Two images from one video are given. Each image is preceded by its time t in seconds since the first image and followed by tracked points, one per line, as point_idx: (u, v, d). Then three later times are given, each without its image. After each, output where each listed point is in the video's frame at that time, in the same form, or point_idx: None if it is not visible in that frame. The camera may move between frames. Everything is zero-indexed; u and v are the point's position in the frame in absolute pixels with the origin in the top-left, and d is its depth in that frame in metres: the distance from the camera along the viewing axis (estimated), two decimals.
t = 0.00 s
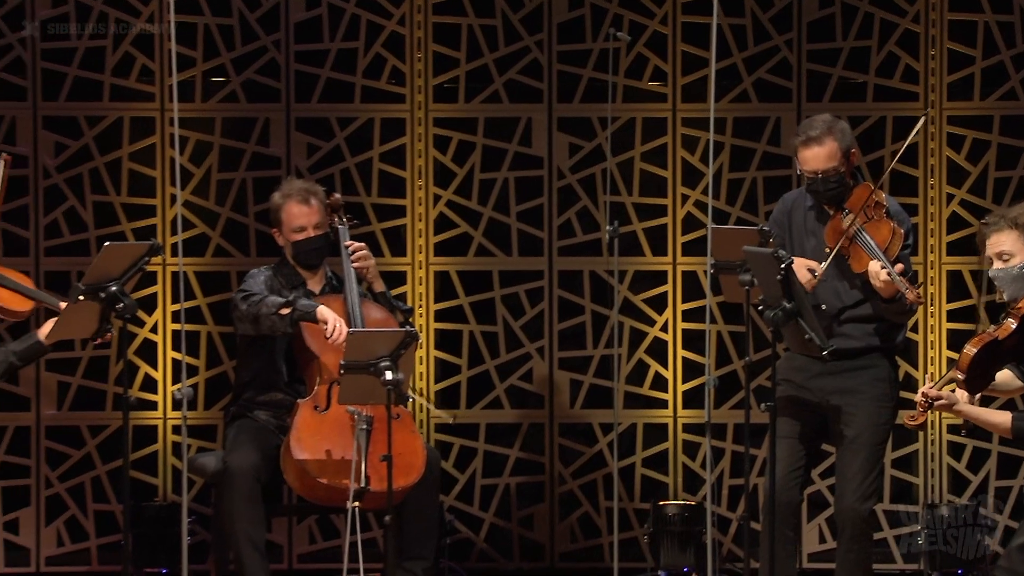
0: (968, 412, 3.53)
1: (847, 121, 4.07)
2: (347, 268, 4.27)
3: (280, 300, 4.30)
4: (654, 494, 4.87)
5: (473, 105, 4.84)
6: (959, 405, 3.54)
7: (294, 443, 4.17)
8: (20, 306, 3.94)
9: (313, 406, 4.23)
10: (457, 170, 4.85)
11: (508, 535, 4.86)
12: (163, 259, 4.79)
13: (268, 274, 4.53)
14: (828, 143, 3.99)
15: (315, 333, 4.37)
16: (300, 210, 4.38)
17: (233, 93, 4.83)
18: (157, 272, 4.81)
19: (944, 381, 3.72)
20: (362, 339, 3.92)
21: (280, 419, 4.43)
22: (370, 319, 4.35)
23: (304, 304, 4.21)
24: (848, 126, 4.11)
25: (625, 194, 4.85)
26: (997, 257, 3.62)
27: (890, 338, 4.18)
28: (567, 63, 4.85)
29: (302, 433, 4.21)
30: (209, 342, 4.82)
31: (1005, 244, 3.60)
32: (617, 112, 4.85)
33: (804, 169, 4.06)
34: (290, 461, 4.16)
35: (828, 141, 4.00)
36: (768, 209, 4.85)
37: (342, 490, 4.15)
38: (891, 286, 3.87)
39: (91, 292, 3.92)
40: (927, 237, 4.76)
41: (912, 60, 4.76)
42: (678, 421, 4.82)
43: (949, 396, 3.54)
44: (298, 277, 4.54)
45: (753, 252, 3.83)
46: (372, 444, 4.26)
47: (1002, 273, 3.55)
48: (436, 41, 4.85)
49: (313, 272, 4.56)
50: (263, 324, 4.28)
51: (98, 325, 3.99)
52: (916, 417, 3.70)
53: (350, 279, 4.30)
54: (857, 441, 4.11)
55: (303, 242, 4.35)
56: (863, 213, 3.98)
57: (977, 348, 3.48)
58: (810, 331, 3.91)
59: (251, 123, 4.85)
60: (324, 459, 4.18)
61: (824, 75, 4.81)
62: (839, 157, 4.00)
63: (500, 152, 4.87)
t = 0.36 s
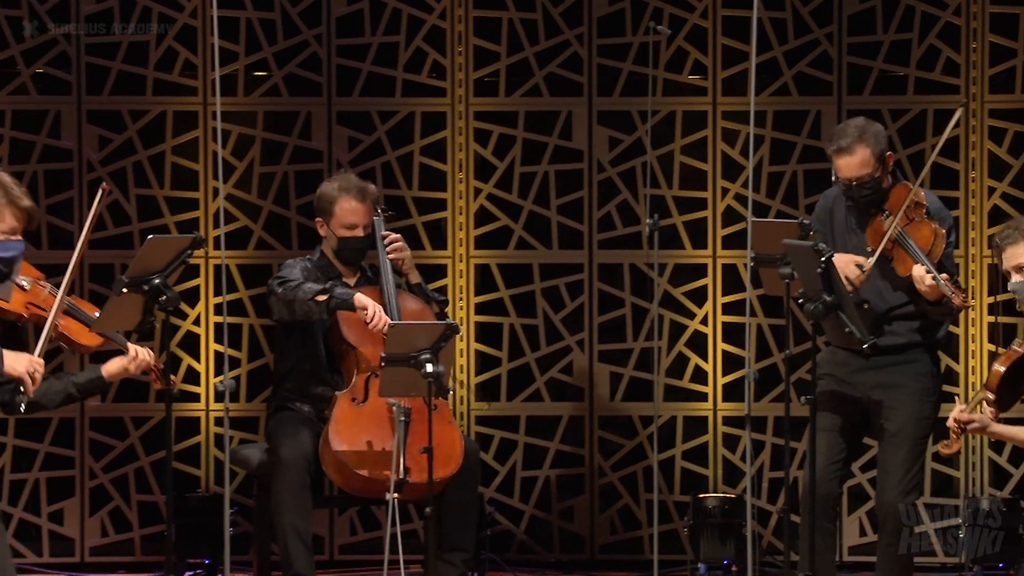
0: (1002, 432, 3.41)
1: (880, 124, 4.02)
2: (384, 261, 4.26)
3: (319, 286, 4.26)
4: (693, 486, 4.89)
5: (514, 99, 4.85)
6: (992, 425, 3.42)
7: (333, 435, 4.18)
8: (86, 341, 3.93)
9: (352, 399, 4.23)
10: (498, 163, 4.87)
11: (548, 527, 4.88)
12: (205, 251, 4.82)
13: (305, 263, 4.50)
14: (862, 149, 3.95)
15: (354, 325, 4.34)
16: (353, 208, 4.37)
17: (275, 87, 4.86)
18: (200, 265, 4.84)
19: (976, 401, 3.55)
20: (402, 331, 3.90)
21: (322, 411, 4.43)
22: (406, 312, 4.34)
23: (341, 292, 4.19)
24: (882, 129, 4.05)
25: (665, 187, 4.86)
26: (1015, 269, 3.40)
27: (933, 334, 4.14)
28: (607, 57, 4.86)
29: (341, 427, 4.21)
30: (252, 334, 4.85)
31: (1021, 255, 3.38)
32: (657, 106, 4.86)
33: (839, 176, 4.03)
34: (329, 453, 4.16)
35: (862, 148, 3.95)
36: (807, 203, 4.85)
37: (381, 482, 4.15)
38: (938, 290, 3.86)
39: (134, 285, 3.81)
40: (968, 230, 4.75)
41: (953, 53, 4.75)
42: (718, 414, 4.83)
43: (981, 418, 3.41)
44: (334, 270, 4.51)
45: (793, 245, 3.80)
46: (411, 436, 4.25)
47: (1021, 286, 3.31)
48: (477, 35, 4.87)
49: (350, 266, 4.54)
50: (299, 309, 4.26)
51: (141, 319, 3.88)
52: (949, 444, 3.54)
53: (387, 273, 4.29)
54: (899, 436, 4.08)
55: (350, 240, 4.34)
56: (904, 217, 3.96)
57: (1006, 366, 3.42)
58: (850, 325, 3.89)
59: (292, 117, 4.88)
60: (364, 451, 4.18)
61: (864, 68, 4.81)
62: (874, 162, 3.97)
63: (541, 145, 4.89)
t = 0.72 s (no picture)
0: None
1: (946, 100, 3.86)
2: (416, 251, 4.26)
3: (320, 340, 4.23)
4: (733, 480, 4.89)
5: (554, 92, 4.85)
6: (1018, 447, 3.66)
7: (368, 430, 4.11)
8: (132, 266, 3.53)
9: (386, 394, 4.18)
10: (537, 156, 4.87)
11: (587, 520, 4.89)
12: (246, 245, 4.83)
13: (331, 281, 4.46)
14: (925, 114, 3.79)
15: (384, 321, 4.27)
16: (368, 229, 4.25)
17: (315, 81, 4.87)
18: (240, 258, 4.86)
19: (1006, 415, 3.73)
20: (440, 326, 3.82)
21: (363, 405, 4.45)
22: (439, 304, 4.31)
23: (338, 336, 4.15)
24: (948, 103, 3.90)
25: (705, 180, 4.85)
26: None
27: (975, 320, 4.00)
28: (647, 50, 4.86)
29: (376, 422, 4.15)
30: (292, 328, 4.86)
31: None
32: (697, 99, 4.84)
33: (898, 138, 3.87)
34: (366, 448, 4.10)
35: (926, 113, 3.80)
36: (848, 196, 4.83)
37: (420, 477, 4.09)
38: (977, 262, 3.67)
39: (175, 278, 3.53)
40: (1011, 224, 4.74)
41: (996, 46, 4.73)
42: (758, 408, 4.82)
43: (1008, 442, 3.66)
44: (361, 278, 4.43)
45: (833, 239, 3.72)
46: (446, 430, 4.17)
47: None
48: (516, 28, 4.86)
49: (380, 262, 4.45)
50: (306, 363, 4.26)
51: (183, 313, 3.60)
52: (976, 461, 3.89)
53: (419, 264, 4.29)
54: (941, 427, 3.94)
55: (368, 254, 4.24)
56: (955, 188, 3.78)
57: None
58: (892, 321, 3.77)
59: (332, 111, 4.88)
60: (401, 447, 4.12)
61: (906, 60, 4.79)
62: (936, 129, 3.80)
63: (580, 139, 4.88)
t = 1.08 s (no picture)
0: None
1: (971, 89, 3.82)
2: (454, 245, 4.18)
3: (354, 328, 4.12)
4: (772, 475, 4.88)
5: (594, 87, 4.85)
6: None
7: (408, 422, 4.10)
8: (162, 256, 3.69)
9: (425, 387, 4.16)
10: (577, 151, 4.86)
11: (626, 515, 4.89)
12: (286, 240, 4.85)
13: (371, 270, 4.39)
14: (949, 106, 3.76)
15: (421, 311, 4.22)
16: (420, 192, 4.25)
17: (355, 76, 4.88)
18: (280, 253, 4.87)
19: None
20: (481, 320, 3.72)
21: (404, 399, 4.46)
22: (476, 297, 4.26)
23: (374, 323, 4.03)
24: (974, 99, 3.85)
25: (744, 175, 4.85)
26: None
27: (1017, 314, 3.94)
28: (687, 45, 4.85)
29: (416, 414, 4.13)
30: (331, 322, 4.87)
31: None
32: (737, 94, 4.83)
33: (926, 134, 3.82)
34: (406, 441, 4.08)
35: (951, 104, 3.76)
36: (889, 190, 4.82)
37: (459, 470, 4.08)
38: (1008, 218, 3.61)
39: (215, 272, 3.45)
40: None
41: None
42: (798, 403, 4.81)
43: None
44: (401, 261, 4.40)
45: (873, 234, 3.62)
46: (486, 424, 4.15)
47: None
48: (556, 23, 4.86)
49: (416, 256, 4.42)
50: (340, 348, 4.16)
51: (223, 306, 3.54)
52: None
53: (456, 257, 4.23)
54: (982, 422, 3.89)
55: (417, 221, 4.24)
56: (986, 163, 3.70)
57: None
58: (933, 315, 3.69)
59: (371, 105, 4.89)
60: (441, 438, 4.10)
61: (946, 54, 4.76)
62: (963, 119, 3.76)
63: (620, 134, 4.88)
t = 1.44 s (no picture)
0: None
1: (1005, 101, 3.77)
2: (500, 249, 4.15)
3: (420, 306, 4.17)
4: (815, 473, 4.87)
5: (636, 84, 4.84)
6: None
7: (451, 419, 4.10)
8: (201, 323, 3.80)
9: (470, 384, 4.15)
10: (619, 148, 4.86)
11: (668, 513, 4.88)
12: (328, 237, 4.86)
13: (424, 261, 4.43)
14: (984, 124, 3.69)
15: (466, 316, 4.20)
16: (465, 201, 4.24)
17: (397, 73, 4.88)
18: (322, 250, 4.88)
19: None
20: (525, 317, 3.70)
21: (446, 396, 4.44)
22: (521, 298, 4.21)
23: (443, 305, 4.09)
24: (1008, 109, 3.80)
25: (786, 172, 4.84)
26: None
27: None
28: (729, 42, 4.84)
29: (460, 411, 4.13)
30: (373, 319, 4.88)
31: None
32: (780, 91, 4.82)
33: (964, 155, 3.75)
34: (450, 438, 4.07)
35: (985, 123, 3.69)
36: (932, 187, 4.80)
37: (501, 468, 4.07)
38: None
39: (258, 269, 3.54)
40: None
41: None
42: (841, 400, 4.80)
43: None
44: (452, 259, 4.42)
45: (917, 231, 3.56)
46: (528, 422, 4.12)
47: None
48: (598, 20, 4.85)
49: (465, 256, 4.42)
50: (399, 325, 4.21)
51: (264, 303, 3.62)
52: None
53: (501, 258, 4.19)
54: None
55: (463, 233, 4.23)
56: None
57: None
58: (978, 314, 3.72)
59: (414, 103, 4.90)
60: (483, 436, 4.09)
61: (991, 50, 4.76)
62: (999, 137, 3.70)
63: (662, 130, 4.87)
